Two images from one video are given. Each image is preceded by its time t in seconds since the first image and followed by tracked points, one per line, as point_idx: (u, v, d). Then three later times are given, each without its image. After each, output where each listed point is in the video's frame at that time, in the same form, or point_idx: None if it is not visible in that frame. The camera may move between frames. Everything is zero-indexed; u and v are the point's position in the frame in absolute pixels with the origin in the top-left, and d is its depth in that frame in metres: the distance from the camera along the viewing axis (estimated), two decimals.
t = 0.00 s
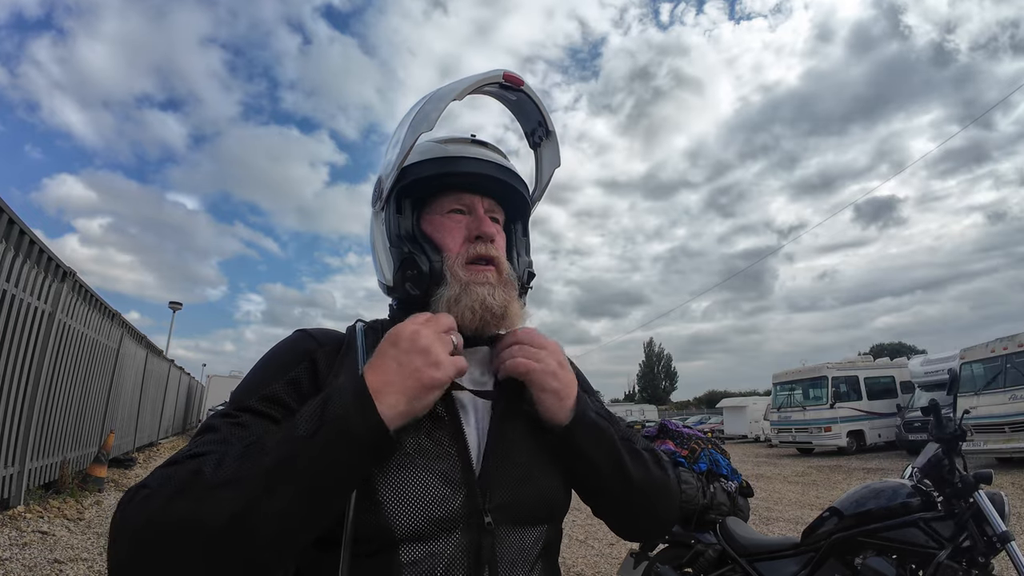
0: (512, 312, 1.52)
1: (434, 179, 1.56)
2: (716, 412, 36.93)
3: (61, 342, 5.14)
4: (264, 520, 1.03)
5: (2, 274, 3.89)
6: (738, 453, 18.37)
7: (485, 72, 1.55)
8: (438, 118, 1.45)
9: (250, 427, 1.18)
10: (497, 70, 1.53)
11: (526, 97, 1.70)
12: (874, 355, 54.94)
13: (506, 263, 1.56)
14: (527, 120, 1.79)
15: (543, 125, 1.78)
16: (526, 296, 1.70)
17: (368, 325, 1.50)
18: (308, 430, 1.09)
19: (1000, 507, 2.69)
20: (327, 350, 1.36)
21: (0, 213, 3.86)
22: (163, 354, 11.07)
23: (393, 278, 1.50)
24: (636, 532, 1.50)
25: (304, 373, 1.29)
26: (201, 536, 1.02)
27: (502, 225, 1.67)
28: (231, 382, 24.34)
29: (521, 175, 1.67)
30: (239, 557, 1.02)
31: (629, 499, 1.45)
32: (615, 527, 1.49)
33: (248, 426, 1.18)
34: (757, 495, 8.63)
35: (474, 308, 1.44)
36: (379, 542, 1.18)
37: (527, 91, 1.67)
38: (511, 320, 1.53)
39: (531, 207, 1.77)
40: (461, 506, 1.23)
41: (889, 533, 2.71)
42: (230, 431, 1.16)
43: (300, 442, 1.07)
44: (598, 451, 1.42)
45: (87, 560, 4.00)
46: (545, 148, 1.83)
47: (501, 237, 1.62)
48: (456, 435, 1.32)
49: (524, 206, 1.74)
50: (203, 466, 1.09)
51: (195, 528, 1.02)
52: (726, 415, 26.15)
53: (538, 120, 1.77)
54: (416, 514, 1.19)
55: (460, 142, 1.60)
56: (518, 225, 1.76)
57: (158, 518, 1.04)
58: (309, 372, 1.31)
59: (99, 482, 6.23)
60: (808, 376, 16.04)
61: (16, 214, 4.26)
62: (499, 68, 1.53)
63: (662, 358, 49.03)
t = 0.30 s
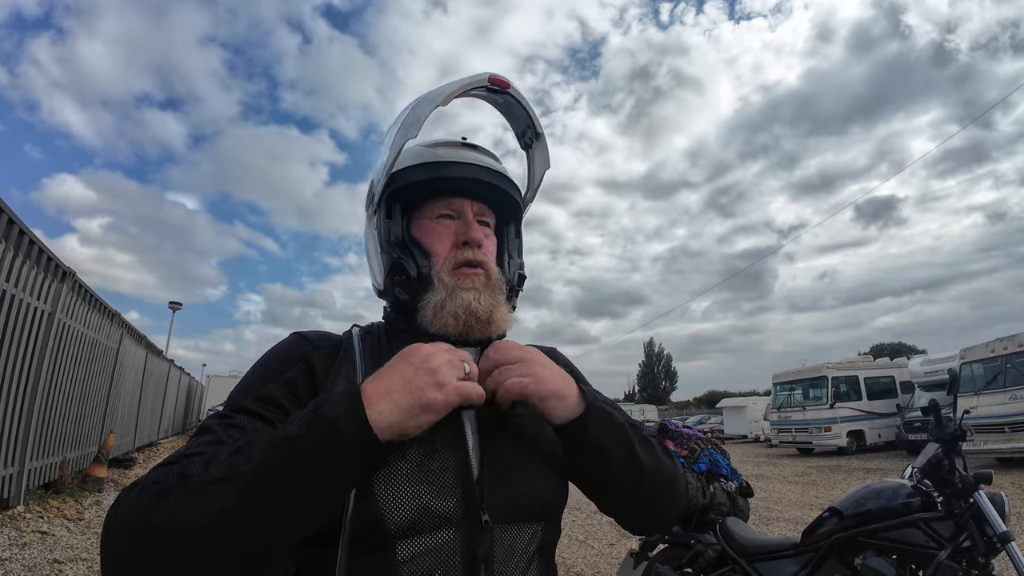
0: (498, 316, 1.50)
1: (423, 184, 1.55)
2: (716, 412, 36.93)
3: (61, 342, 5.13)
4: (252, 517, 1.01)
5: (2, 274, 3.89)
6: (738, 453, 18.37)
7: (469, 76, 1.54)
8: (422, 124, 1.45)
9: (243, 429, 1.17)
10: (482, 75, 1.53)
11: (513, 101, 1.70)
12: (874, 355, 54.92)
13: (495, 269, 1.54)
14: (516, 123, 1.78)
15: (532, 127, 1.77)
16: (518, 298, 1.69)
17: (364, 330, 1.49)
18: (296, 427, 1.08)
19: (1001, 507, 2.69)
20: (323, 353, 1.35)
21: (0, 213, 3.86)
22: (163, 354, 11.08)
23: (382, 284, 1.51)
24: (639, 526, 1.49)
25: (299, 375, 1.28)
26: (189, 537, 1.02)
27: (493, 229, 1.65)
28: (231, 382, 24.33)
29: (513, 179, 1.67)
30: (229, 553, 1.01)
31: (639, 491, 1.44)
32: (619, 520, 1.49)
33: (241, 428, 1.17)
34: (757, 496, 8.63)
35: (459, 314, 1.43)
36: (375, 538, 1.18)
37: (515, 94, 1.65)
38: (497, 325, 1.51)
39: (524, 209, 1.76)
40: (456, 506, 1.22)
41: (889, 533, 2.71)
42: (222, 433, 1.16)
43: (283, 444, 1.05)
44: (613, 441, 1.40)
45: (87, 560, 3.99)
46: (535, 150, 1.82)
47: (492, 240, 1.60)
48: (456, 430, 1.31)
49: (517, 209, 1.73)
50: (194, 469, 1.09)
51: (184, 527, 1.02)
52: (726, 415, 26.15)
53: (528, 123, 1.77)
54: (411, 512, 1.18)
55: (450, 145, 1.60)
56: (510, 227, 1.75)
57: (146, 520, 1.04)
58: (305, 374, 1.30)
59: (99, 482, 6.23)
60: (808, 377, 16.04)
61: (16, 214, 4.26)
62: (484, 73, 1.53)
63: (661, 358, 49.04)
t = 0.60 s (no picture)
0: (470, 332, 1.45)
1: (399, 190, 1.56)
2: (716, 412, 36.93)
3: (60, 342, 5.12)
4: (249, 551, 1.02)
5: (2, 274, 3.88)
6: (738, 453, 18.36)
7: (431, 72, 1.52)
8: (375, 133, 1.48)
9: (241, 449, 1.17)
10: (437, 70, 1.48)
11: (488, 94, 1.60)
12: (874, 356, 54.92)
13: (471, 280, 1.50)
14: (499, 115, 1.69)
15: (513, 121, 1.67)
16: (512, 301, 1.66)
17: (361, 332, 1.49)
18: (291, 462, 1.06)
19: (1000, 507, 2.69)
20: (315, 360, 1.33)
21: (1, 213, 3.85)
22: (163, 354, 11.07)
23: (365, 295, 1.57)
24: (635, 549, 1.45)
25: (293, 383, 1.27)
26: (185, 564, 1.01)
27: (482, 232, 1.60)
28: (230, 382, 24.31)
29: (496, 176, 1.60)
30: None
31: (626, 521, 1.40)
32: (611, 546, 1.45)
33: (239, 448, 1.17)
34: (757, 495, 8.62)
35: (423, 332, 1.40)
36: (372, 546, 1.17)
37: (489, 83, 1.56)
38: (472, 339, 1.46)
39: (518, 207, 1.68)
40: (454, 510, 1.22)
41: (889, 533, 2.70)
42: (221, 454, 1.16)
43: (285, 470, 1.05)
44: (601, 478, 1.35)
45: (87, 560, 3.99)
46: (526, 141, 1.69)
47: (475, 248, 1.56)
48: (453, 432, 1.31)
49: (509, 207, 1.67)
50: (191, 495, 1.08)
51: (180, 558, 1.01)
52: (726, 415, 26.15)
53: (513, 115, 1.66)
54: (410, 520, 1.18)
55: (427, 143, 1.57)
56: (506, 226, 1.70)
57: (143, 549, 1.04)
58: (298, 382, 1.28)
59: (99, 482, 6.22)
60: (808, 376, 16.04)
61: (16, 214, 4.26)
62: (439, 68, 1.47)
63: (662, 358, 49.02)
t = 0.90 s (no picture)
0: (473, 336, 1.44)
1: (402, 185, 1.55)
2: (716, 412, 36.93)
3: (60, 343, 5.12)
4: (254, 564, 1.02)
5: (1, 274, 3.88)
6: (738, 453, 18.36)
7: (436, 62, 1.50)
8: (376, 127, 1.48)
9: (239, 452, 1.16)
10: (444, 61, 1.46)
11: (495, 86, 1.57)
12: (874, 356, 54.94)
13: (474, 282, 1.50)
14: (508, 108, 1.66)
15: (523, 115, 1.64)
16: (516, 302, 1.65)
17: (362, 328, 1.51)
18: (297, 478, 1.06)
19: (1000, 507, 2.69)
20: (316, 360, 1.32)
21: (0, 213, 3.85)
22: (162, 354, 11.07)
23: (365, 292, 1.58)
24: (640, 553, 1.45)
25: (292, 383, 1.27)
26: None
27: (488, 229, 1.59)
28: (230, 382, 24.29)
29: (501, 173, 1.59)
30: None
31: (632, 528, 1.39)
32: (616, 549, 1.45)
33: (238, 452, 1.16)
34: (757, 495, 8.62)
35: (424, 338, 1.39)
36: (374, 551, 1.18)
37: (496, 74, 1.54)
38: (476, 345, 1.45)
39: (525, 204, 1.67)
40: (457, 516, 1.23)
41: (889, 534, 2.70)
42: (219, 458, 1.15)
43: (292, 486, 1.05)
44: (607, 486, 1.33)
45: (86, 560, 3.99)
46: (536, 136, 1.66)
47: (480, 247, 1.56)
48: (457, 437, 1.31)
49: (515, 203, 1.65)
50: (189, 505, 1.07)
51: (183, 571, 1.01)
52: (725, 415, 26.16)
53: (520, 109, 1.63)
54: (412, 526, 1.19)
55: (432, 137, 1.55)
56: (515, 223, 1.69)
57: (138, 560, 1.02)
58: (298, 382, 1.28)
59: (98, 482, 6.22)
60: (808, 376, 16.04)
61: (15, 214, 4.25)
62: (446, 60, 1.46)
63: (661, 358, 49.02)
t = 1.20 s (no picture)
0: (479, 340, 1.44)
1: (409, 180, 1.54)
2: (716, 411, 36.94)
3: (59, 343, 5.11)
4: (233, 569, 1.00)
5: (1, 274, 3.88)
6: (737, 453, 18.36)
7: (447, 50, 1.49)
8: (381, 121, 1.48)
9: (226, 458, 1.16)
10: (456, 53, 1.46)
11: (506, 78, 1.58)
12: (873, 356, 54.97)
13: (481, 282, 1.49)
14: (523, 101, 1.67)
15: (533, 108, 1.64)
16: (524, 303, 1.65)
17: (361, 325, 1.50)
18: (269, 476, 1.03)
19: (999, 507, 2.69)
20: (309, 363, 1.32)
21: None
22: (162, 354, 11.06)
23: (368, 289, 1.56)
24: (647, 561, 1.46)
25: (285, 388, 1.26)
26: None
27: (497, 228, 1.60)
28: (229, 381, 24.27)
29: (512, 170, 1.59)
30: None
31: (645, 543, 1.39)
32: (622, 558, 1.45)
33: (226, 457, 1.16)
34: (757, 495, 8.63)
35: (430, 341, 1.38)
36: (371, 560, 1.17)
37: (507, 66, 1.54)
38: (482, 348, 1.45)
39: (534, 202, 1.67)
40: (458, 524, 1.23)
41: (888, 534, 2.70)
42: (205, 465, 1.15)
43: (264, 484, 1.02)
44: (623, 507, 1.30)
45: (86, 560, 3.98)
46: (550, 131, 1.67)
47: (486, 247, 1.56)
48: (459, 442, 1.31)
49: (524, 201, 1.66)
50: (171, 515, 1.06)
51: None
52: (725, 415, 26.17)
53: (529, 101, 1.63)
54: (412, 534, 1.18)
55: (441, 130, 1.56)
56: (523, 221, 1.69)
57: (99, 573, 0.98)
58: (292, 387, 1.28)
59: (97, 482, 6.20)
60: (807, 376, 16.04)
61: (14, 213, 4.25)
62: (457, 51, 1.46)
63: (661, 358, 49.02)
